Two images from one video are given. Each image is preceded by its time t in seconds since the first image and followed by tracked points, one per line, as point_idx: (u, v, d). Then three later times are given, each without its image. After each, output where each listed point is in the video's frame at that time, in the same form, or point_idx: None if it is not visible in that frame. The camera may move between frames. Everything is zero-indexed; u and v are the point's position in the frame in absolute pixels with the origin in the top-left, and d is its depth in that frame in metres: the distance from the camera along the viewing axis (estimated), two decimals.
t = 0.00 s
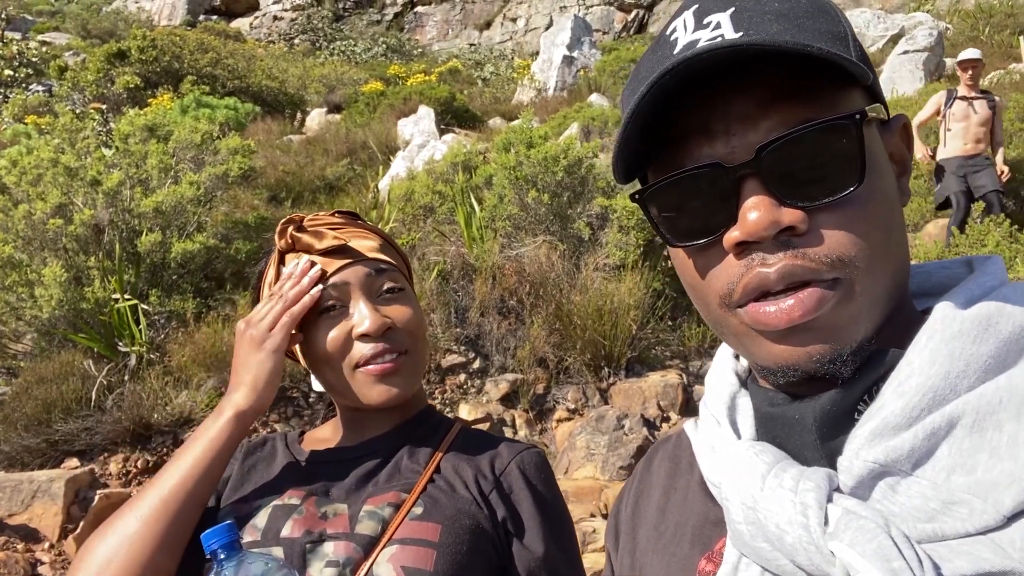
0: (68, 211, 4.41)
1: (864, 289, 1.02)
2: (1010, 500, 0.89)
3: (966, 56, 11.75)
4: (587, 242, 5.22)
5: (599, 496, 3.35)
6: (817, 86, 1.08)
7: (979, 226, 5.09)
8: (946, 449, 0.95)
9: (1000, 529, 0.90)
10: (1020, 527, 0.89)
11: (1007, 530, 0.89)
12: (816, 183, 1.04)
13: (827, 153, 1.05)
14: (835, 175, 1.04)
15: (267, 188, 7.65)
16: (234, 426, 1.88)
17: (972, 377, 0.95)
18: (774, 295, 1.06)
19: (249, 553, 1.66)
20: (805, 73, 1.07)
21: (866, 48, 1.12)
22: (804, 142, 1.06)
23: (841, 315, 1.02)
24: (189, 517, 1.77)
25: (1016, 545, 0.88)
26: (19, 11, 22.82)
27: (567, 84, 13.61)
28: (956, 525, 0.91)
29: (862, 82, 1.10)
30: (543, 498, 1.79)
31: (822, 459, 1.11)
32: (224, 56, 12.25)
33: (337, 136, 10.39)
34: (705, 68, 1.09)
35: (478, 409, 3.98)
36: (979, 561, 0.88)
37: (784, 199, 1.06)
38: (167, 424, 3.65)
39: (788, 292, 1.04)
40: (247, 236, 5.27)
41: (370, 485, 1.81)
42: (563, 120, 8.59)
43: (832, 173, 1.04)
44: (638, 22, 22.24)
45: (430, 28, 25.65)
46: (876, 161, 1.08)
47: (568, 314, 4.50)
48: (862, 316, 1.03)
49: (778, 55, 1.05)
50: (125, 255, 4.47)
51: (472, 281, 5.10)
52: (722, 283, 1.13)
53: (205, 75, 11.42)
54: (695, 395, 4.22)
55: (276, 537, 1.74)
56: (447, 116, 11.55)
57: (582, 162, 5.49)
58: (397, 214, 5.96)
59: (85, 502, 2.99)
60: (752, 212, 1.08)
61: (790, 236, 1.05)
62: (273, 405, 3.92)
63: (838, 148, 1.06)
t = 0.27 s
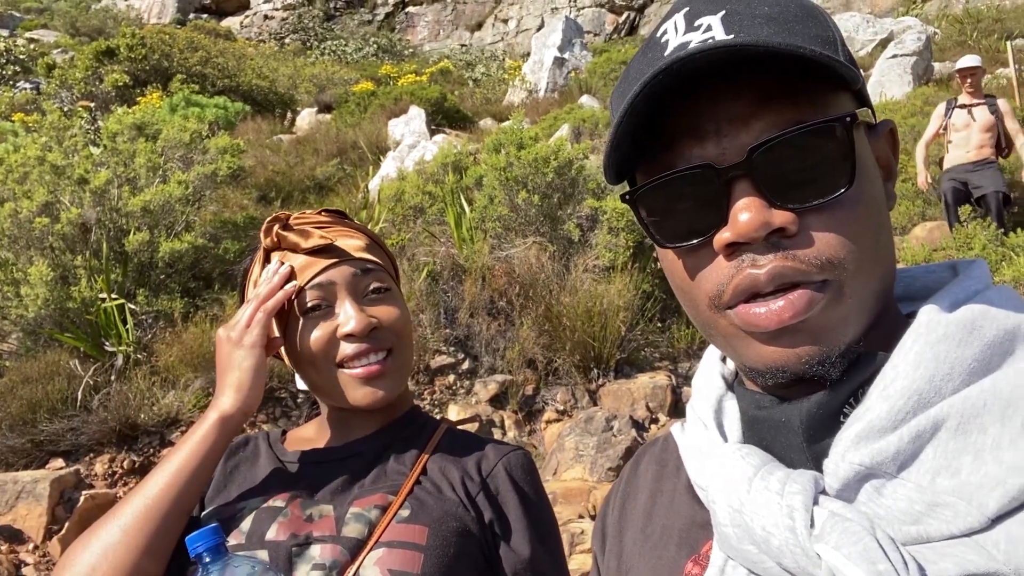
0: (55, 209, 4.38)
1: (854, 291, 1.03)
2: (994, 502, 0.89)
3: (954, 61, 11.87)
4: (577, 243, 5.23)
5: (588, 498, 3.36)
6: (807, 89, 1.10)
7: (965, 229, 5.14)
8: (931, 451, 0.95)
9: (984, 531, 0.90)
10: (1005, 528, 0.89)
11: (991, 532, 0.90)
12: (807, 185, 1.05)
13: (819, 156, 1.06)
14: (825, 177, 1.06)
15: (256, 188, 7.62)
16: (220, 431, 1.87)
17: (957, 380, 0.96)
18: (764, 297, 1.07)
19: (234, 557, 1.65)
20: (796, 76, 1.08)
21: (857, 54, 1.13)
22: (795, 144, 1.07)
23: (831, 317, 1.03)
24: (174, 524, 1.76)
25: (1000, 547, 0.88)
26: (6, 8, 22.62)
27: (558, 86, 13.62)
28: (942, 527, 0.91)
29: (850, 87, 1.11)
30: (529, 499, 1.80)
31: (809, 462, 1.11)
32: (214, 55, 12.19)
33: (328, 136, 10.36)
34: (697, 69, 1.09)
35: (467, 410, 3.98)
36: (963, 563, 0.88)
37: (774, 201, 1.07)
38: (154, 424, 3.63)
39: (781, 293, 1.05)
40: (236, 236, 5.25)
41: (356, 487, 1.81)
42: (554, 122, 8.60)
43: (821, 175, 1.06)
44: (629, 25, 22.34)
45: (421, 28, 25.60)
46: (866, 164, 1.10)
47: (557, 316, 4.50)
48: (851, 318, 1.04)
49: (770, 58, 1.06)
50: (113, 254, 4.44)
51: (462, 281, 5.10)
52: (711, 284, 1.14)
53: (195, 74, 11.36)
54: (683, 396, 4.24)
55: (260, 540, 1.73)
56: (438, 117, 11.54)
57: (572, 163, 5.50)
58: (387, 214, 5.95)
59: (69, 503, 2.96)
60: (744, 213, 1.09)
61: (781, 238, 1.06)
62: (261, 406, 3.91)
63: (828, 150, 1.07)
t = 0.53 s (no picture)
0: (36, 206, 4.33)
1: (842, 292, 1.05)
2: (980, 501, 0.91)
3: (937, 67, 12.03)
4: (563, 244, 5.24)
5: (572, 498, 3.38)
6: (797, 93, 1.11)
7: (945, 234, 5.23)
8: (918, 451, 0.97)
9: (970, 530, 0.92)
10: (991, 527, 0.91)
11: (976, 532, 0.91)
12: (798, 187, 1.07)
13: (808, 159, 1.08)
14: (816, 179, 1.07)
15: (241, 186, 7.56)
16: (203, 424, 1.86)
17: (944, 381, 0.97)
18: (755, 299, 1.08)
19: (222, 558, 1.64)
20: (787, 80, 1.10)
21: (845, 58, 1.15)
22: (785, 147, 1.08)
23: (820, 318, 1.05)
24: (156, 521, 1.74)
25: (985, 546, 0.90)
26: None
27: (545, 87, 13.63)
28: (928, 526, 0.93)
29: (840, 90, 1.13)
30: (516, 500, 1.80)
31: (797, 461, 1.13)
32: (199, 52, 12.09)
33: (313, 135, 10.31)
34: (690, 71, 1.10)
35: (452, 411, 3.99)
36: (949, 561, 0.90)
37: (765, 203, 1.09)
38: (135, 424, 3.60)
39: (772, 295, 1.06)
40: (220, 234, 5.21)
41: (343, 487, 1.80)
42: (540, 123, 8.61)
43: (811, 177, 1.07)
44: (616, 27, 22.45)
45: (408, 28, 25.53)
46: (855, 167, 1.11)
47: (542, 317, 4.51)
48: (840, 321, 1.06)
49: (761, 60, 1.07)
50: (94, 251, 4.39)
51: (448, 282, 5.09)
52: (702, 286, 1.15)
53: (179, 71, 11.26)
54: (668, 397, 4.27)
55: (247, 541, 1.72)
56: (424, 117, 11.52)
57: (558, 165, 5.52)
58: (372, 213, 5.94)
59: (48, 503, 2.93)
60: (734, 216, 1.10)
61: (771, 240, 1.07)
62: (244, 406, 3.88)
63: (819, 151, 1.08)
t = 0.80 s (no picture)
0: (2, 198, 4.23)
1: (823, 299, 1.06)
2: (977, 497, 0.90)
3: (907, 77, 12.29)
4: (540, 245, 5.25)
5: (547, 499, 3.39)
6: (781, 97, 1.10)
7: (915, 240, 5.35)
8: (913, 447, 0.96)
9: (965, 526, 0.91)
10: (987, 523, 0.90)
11: (972, 528, 0.90)
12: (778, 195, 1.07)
13: (789, 167, 1.08)
14: (799, 184, 1.07)
15: (214, 181, 7.46)
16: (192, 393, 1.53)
17: (940, 376, 0.97)
18: (733, 306, 1.09)
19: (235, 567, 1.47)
20: (770, 86, 1.09)
21: (840, 55, 1.14)
22: (765, 157, 1.08)
23: (799, 326, 1.06)
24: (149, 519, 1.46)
25: (982, 542, 0.89)
26: None
27: (523, 88, 13.66)
28: (924, 522, 0.91)
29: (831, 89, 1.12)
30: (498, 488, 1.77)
31: (792, 456, 1.12)
32: (172, 45, 11.90)
33: (289, 131, 10.21)
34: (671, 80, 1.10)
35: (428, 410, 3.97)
36: (946, 557, 0.88)
37: (744, 213, 1.09)
38: (102, 421, 3.53)
39: (752, 303, 1.07)
40: (193, 230, 5.11)
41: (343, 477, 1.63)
42: (519, 123, 8.62)
43: (795, 182, 1.07)
44: (593, 30, 22.61)
45: (386, 26, 25.39)
46: (845, 169, 1.12)
47: (518, 317, 4.51)
48: (819, 328, 1.06)
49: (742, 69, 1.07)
50: (63, 245, 4.30)
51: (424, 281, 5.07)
52: (684, 292, 1.16)
53: (152, 64, 11.07)
54: (643, 399, 4.31)
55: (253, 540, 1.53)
56: (401, 115, 11.47)
57: (537, 165, 5.53)
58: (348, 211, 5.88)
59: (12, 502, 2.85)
60: (712, 225, 1.11)
61: (749, 249, 1.08)
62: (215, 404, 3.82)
63: (801, 158, 1.08)
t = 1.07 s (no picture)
0: None
1: (763, 323, 1.06)
2: (983, 496, 0.96)
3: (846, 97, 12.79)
4: (493, 246, 5.26)
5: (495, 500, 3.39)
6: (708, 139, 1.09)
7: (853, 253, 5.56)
8: (919, 445, 1.01)
9: (971, 526, 0.96)
10: (992, 523, 0.96)
11: (977, 526, 0.96)
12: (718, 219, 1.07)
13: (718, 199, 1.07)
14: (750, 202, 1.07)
15: (155, 169, 7.18)
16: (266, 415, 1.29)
17: (946, 374, 1.02)
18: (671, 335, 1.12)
19: None
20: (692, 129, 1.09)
21: (813, 45, 1.08)
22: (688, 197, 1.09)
23: (732, 356, 1.07)
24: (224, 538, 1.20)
25: (989, 542, 0.95)
26: None
27: (475, 89, 13.64)
28: (930, 521, 0.96)
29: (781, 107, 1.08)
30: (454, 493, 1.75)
31: (793, 453, 1.13)
32: (113, 27, 11.44)
33: (234, 121, 9.93)
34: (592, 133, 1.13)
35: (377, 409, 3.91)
36: (952, 558, 0.94)
37: (678, 247, 1.11)
38: (33, 414, 3.35)
39: (694, 329, 1.08)
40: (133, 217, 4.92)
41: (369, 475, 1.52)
42: (472, 123, 8.58)
43: (743, 200, 1.07)
44: (545, 35, 22.80)
45: (336, 20, 24.98)
46: (813, 174, 1.08)
47: (471, 317, 4.49)
48: (757, 355, 1.07)
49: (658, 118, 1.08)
50: None
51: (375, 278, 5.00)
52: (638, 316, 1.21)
53: (90, 45, 10.62)
54: (593, 401, 4.35)
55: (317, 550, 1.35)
56: (351, 111, 11.30)
57: (492, 165, 5.51)
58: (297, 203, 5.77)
59: None
60: (648, 258, 1.14)
61: (685, 281, 1.11)
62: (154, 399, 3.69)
63: (750, 175, 1.07)
